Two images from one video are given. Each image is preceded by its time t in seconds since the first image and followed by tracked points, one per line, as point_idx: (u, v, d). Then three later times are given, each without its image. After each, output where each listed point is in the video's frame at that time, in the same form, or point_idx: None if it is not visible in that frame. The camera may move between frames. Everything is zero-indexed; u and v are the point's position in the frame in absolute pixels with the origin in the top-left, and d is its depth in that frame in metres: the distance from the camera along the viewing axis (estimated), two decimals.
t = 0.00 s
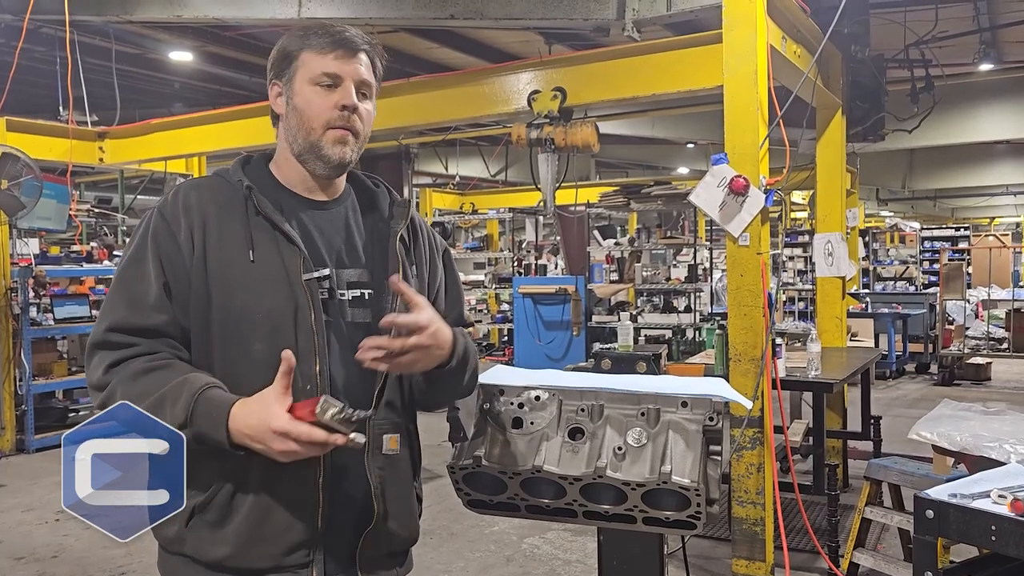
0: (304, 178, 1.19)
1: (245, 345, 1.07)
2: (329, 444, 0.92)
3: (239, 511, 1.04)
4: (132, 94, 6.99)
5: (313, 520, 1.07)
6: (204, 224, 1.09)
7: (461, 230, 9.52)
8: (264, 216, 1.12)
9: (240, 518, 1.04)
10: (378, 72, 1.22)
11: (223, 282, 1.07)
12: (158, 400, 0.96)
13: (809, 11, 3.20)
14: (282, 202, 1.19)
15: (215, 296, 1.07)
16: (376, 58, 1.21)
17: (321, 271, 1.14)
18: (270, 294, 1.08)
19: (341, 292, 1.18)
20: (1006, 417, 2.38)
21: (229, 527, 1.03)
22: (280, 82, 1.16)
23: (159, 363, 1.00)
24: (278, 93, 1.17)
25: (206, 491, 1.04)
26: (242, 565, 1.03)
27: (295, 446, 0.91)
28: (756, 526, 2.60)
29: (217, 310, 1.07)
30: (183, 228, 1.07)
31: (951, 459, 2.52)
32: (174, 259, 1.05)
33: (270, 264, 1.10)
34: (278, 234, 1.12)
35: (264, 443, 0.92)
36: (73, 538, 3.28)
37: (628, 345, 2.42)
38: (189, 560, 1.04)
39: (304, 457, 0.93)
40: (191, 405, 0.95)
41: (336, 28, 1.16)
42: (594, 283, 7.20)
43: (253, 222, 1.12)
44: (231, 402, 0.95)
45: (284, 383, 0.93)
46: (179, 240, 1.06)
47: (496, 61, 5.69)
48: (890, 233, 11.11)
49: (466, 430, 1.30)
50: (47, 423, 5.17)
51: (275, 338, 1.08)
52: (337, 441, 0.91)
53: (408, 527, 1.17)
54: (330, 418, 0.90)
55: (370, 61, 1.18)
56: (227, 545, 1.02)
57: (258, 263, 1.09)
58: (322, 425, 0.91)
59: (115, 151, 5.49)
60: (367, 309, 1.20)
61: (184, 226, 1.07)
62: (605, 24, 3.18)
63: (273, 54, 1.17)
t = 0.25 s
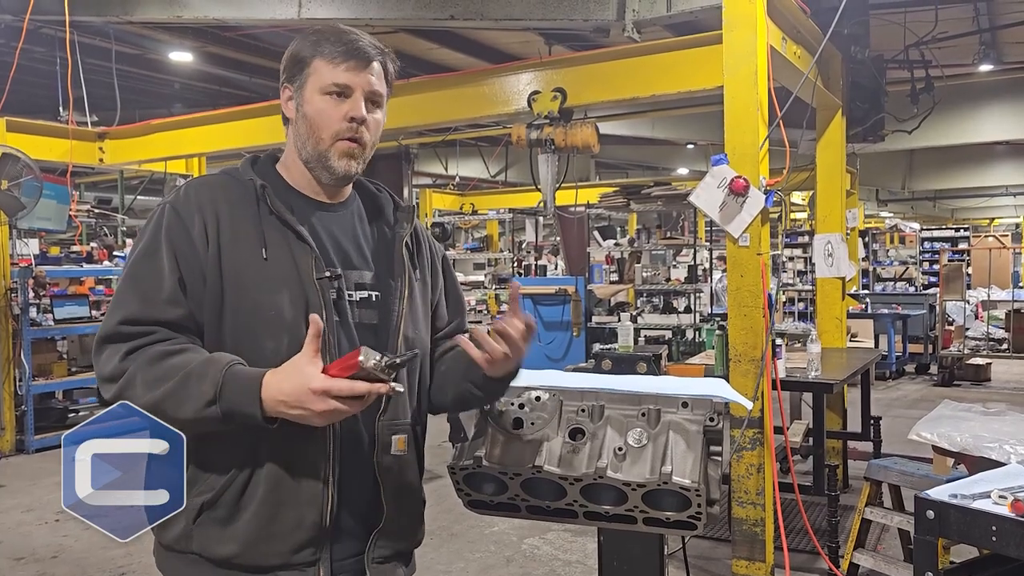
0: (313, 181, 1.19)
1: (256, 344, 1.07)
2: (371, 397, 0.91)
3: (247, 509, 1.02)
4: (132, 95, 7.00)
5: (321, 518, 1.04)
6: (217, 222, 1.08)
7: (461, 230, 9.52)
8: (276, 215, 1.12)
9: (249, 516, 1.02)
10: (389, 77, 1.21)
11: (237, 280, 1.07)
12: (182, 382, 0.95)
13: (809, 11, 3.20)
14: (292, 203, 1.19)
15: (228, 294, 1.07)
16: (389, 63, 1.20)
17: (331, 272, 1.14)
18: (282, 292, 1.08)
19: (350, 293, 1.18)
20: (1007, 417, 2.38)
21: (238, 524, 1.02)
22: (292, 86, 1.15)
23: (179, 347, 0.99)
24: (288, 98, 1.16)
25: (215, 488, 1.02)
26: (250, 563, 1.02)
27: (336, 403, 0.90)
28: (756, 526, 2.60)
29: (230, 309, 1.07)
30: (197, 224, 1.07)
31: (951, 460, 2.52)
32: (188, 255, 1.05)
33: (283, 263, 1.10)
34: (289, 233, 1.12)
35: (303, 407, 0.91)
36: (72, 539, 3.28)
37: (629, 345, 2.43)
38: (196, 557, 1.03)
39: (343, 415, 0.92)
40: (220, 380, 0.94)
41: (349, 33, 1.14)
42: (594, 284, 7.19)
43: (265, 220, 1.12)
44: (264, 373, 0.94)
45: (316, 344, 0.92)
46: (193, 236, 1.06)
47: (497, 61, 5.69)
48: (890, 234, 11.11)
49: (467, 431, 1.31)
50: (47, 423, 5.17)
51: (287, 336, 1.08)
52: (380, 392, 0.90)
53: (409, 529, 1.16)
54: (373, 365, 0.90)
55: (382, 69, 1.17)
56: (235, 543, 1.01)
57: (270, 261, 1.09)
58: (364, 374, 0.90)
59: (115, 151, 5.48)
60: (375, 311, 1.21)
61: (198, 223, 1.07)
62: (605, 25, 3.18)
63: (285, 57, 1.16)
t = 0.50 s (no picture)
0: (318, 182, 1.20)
1: (263, 346, 1.07)
2: (379, 410, 0.90)
3: (250, 510, 1.02)
4: (131, 95, 7.00)
5: (322, 521, 1.04)
6: (225, 222, 1.09)
7: (461, 231, 9.51)
8: (284, 217, 1.12)
9: (252, 517, 1.01)
10: (383, 69, 1.21)
11: (244, 282, 1.07)
12: (190, 384, 0.95)
13: (808, 12, 3.20)
14: (300, 204, 1.20)
15: (235, 295, 1.07)
16: (381, 54, 1.20)
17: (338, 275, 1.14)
18: (290, 294, 1.08)
19: (357, 297, 1.18)
20: (1006, 418, 2.38)
21: (241, 525, 1.02)
22: (287, 88, 1.17)
23: (185, 349, 0.99)
24: (285, 101, 1.18)
25: (218, 489, 1.02)
26: (252, 564, 1.01)
27: (343, 415, 0.89)
28: (756, 527, 2.60)
29: (237, 311, 1.07)
30: (206, 223, 1.07)
31: (951, 460, 2.52)
32: (196, 254, 1.05)
33: (291, 265, 1.09)
34: (296, 234, 1.11)
35: (310, 416, 0.90)
36: (72, 539, 3.28)
37: (629, 345, 2.43)
38: (197, 558, 1.02)
39: (349, 427, 0.92)
40: (229, 384, 0.94)
41: (338, 30, 1.15)
42: (594, 285, 7.19)
43: (273, 222, 1.12)
44: (272, 381, 0.94)
45: (326, 354, 0.91)
46: (202, 236, 1.06)
47: (496, 62, 5.70)
48: (889, 234, 11.11)
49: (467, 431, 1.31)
50: (47, 423, 5.17)
51: (294, 339, 1.07)
52: (388, 406, 0.89)
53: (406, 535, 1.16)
54: (383, 381, 0.89)
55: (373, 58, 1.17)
56: (238, 544, 1.01)
57: (278, 263, 1.09)
58: (373, 389, 0.89)
59: (114, 152, 5.48)
60: (381, 316, 1.20)
61: (207, 222, 1.07)
62: (605, 26, 3.18)
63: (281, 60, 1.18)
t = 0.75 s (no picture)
0: (316, 180, 1.20)
1: (261, 348, 1.06)
2: (372, 416, 0.90)
3: (249, 513, 1.02)
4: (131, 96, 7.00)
5: (322, 523, 1.04)
6: (222, 224, 1.08)
7: (461, 231, 9.52)
8: (281, 218, 1.12)
9: (252, 520, 1.01)
10: (367, 61, 1.21)
11: (243, 284, 1.07)
12: (187, 389, 0.95)
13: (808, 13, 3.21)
14: (298, 203, 1.19)
15: (233, 297, 1.07)
16: (363, 48, 1.21)
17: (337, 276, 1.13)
18: (287, 296, 1.08)
19: (355, 297, 1.18)
20: (1006, 419, 2.38)
21: (240, 528, 1.01)
22: (274, 89, 1.18)
23: (184, 354, 0.99)
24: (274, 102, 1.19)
25: (218, 491, 1.02)
26: (252, 566, 1.01)
27: (336, 421, 0.89)
28: (756, 528, 2.60)
29: (236, 314, 1.07)
30: (203, 226, 1.07)
31: (950, 461, 2.52)
32: (193, 257, 1.04)
33: (289, 267, 1.09)
34: (294, 235, 1.11)
35: (304, 422, 0.90)
36: (71, 540, 3.28)
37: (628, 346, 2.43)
38: (198, 560, 1.02)
39: (343, 433, 0.92)
40: (224, 391, 0.94)
41: (316, 27, 1.17)
42: (594, 285, 7.19)
43: (271, 224, 1.11)
44: (268, 387, 0.94)
45: (320, 359, 0.90)
46: (199, 239, 1.06)
47: (496, 63, 5.70)
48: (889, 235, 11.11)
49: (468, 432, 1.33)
50: (46, 424, 5.17)
51: (293, 342, 1.07)
52: (381, 411, 0.89)
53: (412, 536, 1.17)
54: (374, 387, 0.88)
55: (353, 48, 1.18)
56: (237, 546, 1.01)
57: (275, 265, 1.09)
58: (365, 395, 0.88)
59: (114, 153, 5.48)
60: (382, 315, 1.20)
61: (204, 224, 1.07)
62: (605, 26, 3.18)
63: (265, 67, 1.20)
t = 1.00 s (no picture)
0: (303, 177, 1.20)
1: (249, 348, 1.07)
2: (342, 420, 0.91)
3: (243, 514, 1.02)
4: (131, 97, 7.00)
5: (317, 523, 1.04)
6: (205, 226, 1.09)
7: (461, 233, 9.51)
8: (264, 216, 1.12)
9: (246, 521, 1.01)
10: (341, 55, 1.23)
11: (227, 285, 1.07)
12: (169, 394, 0.97)
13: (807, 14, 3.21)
14: (285, 202, 1.20)
15: (219, 298, 1.07)
16: (336, 43, 1.22)
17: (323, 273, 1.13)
18: (272, 294, 1.08)
19: (344, 294, 1.18)
20: (1006, 420, 2.38)
21: (235, 530, 1.01)
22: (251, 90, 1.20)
23: (169, 360, 1.00)
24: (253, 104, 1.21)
25: (210, 493, 1.02)
26: (249, 568, 1.01)
27: (307, 425, 0.90)
28: (756, 529, 2.60)
29: (221, 316, 1.07)
30: (186, 230, 1.07)
31: (950, 462, 2.53)
32: (176, 261, 1.05)
33: (272, 265, 1.09)
34: (278, 233, 1.11)
35: (276, 428, 0.91)
36: (71, 541, 3.28)
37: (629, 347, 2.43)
38: (194, 563, 1.02)
39: (316, 437, 0.92)
40: (201, 397, 0.95)
41: (285, 28, 1.19)
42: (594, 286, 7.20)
43: (254, 223, 1.11)
44: (242, 391, 0.95)
45: (292, 363, 0.91)
46: (182, 243, 1.06)
47: (496, 64, 5.70)
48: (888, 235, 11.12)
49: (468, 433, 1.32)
50: (46, 425, 5.16)
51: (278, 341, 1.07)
52: (350, 415, 0.90)
53: (415, 532, 1.14)
54: (339, 390, 0.89)
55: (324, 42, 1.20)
56: (232, 549, 1.01)
57: (259, 264, 1.08)
58: (332, 399, 0.89)
59: (114, 154, 5.48)
60: (371, 311, 1.19)
61: (187, 228, 1.08)
62: (604, 28, 3.18)
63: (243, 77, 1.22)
